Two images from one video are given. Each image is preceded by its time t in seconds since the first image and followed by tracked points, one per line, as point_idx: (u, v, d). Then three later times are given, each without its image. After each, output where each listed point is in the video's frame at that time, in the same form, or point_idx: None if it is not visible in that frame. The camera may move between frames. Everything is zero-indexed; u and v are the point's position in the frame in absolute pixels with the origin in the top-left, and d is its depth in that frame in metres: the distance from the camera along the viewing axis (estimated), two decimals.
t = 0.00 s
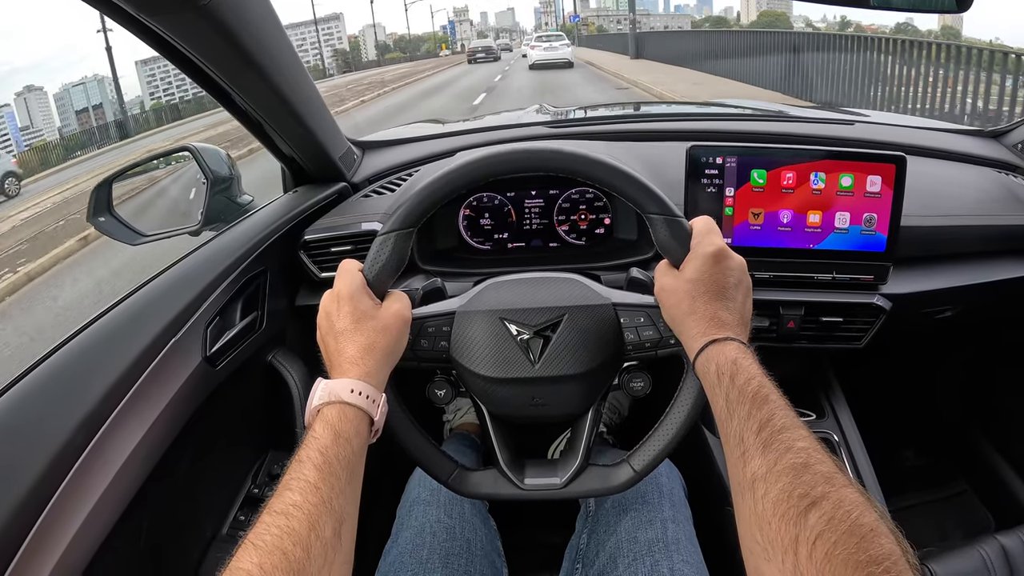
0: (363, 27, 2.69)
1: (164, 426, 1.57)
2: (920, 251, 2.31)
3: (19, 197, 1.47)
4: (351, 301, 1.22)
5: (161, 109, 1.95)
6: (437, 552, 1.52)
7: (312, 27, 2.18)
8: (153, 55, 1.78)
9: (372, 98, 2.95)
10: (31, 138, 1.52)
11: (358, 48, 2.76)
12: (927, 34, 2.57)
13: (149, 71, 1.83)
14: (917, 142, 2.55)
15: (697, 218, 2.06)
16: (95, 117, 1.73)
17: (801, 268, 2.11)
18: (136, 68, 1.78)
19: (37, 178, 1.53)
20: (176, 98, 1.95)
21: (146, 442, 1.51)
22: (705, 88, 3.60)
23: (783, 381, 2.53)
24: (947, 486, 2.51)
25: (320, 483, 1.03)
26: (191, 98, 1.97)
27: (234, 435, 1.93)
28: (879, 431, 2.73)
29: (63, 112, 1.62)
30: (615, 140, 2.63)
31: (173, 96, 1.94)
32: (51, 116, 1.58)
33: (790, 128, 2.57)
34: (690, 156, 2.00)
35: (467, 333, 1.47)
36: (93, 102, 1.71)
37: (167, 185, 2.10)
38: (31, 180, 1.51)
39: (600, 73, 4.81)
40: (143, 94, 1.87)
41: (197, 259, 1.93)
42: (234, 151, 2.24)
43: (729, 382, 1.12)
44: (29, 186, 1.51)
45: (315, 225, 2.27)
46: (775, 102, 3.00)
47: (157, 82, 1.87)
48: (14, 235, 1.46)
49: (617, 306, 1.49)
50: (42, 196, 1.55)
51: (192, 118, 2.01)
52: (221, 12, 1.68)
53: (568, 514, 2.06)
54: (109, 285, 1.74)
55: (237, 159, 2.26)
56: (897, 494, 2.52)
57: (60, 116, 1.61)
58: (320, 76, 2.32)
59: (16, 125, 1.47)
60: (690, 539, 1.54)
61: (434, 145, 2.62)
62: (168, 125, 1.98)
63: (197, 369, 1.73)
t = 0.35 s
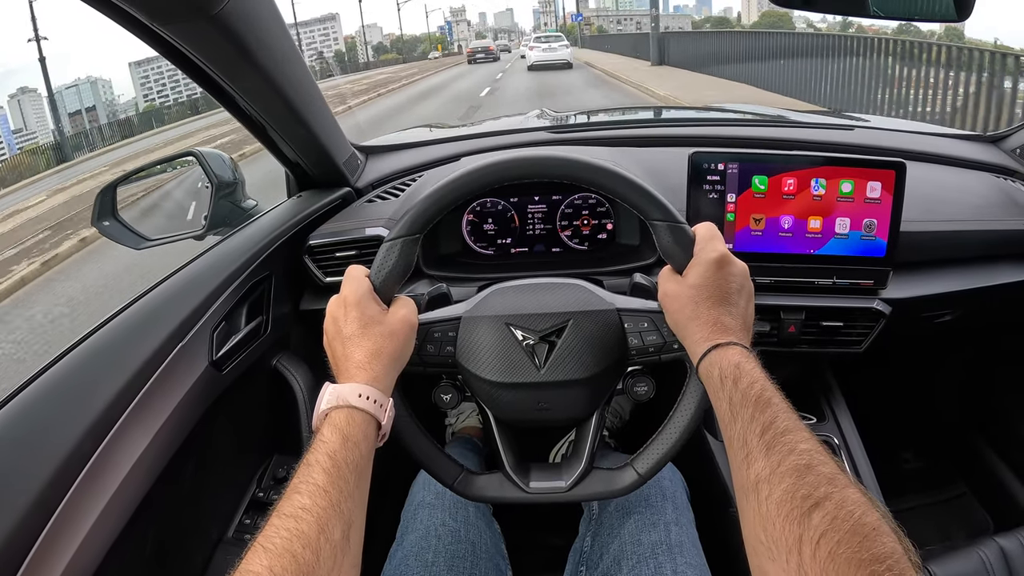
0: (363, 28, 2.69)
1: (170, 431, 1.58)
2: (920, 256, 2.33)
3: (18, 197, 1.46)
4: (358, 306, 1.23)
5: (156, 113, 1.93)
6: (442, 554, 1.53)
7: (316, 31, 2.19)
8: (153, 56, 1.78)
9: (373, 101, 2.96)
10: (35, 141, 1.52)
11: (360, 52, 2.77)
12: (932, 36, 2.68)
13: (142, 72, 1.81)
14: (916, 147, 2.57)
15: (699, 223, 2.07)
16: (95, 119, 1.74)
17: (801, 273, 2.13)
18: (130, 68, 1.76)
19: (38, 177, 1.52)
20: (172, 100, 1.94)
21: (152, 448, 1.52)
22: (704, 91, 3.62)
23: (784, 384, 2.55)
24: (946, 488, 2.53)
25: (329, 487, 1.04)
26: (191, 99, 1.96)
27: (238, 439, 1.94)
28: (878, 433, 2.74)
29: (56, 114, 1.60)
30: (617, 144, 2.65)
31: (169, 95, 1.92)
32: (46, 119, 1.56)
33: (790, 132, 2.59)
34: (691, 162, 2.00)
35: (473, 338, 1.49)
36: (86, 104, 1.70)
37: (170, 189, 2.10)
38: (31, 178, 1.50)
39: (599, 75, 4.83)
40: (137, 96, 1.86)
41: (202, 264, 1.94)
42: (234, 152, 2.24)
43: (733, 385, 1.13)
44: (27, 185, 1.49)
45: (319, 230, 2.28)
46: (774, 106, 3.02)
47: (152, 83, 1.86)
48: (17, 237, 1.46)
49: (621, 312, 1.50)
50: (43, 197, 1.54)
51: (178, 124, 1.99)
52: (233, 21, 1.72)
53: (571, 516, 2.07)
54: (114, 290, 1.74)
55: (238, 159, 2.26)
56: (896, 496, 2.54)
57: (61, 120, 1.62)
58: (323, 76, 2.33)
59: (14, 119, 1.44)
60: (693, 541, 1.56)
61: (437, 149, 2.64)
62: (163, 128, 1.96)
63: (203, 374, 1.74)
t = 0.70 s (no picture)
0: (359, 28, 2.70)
1: (169, 431, 1.59)
2: (916, 256, 2.34)
3: (18, 198, 1.45)
4: (355, 306, 1.24)
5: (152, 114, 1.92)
6: (439, 553, 1.54)
7: (314, 31, 2.19)
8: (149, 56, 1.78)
9: (371, 102, 2.97)
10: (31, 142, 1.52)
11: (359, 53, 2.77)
12: (934, 37, 2.65)
13: (137, 75, 1.80)
14: (913, 148, 2.58)
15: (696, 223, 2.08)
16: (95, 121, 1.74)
17: (797, 273, 2.14)
18: (124, 70, 1.75)
19: (35, 180, 1.51)
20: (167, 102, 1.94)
21: (151, 448, 1.52)
22: (703, 93, 3.63)
23: (781, 384, 2.56)
24: (943, 487, 2.54)
25: (327, 486, 1.05)
26: (193, 101, 1.97)
27: (237, 438, 1.94)
28: (875, 433, 2.75)
29: (50, 118, 1.59)
30: (615, 145, 2.65)
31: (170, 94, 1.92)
32: (38, 121, 1.55)
33: (788, 133, 2.59)
34: (688, 163, 2.01)
35: (469, 338, 1.50)
36: (80, 106, 1.67)
37: (169, 189, 2.10)
38: (29, 180, 1.49)
39: (597, 75, 4.83)
40: (131, 99, 1.85)
41: (200, 264, 1.95)
42: (232, 153, 2.26)
43: (727, 385, 1.14)
44: (25, 186, 1.48)
45: (317, 230, 2.29)
46: (772, 107, 3.03)
47: (145, 86, 1.85)
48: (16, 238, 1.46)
49: (616, 311, 1.51)
50: (42, 198, 1.54)
51: (175, 126, 1.99)
52: (231, 24, 1.73)
53: (568, 516, 2.08)
54: (113, 290, 1.75)
55: (236, 161, 2.27)
56: (893, 496, 2.54)
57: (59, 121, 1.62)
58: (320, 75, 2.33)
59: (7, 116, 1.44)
60: (689, 540, 1.57)
61: (435, 150, 2.64)
62: (164, 127, 1.97)
63: (201, 374, 1.74)
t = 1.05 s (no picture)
0: (354, 31, 2.68)
1: (168, 433, 1.57)
2: (919, 256, 2.32)
3: (16, 198, 1.44)
4: (356, 308, 1.23)
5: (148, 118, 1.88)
6: (441, 556, 1.53)
7: (314, 31, 2.18)
8: (143, 57, 1.75)
9: (370, 103, 2.95)
10: (33, 143, 1.51)
11: (355, 54, 2.76)
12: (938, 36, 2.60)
13: (131, 77, 1.77)
14: (915, 149, 2.57)
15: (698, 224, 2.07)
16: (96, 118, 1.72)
17: (801, 274, 2.13)
18: (118, 72, 1.72)
19: (25, 184, 1.47)
20: (160, 106, 1.90)
21: (150, 451, 1.51)
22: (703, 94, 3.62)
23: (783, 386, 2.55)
24: (947, 488, 2.52)
25: (328, 490, 1.03)
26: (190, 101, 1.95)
27: (236, 441, 1.93)
28: (877, 434, 2.74)
29: (44, 120, 1.54)
30: (616, 146, 2.64)
31: (171, 95, 1.90)
32: (33, 125, 1.51)
33: (790, 134, 2.58)
34: (690, 163, 2.00)
35: (471, 340, 1.48)
36: (73, 109, 1.63)
37: (168, 190, 2.07)
38: (20, 184, 1.45)
39: (597, 77, 4.82)
40: (126, 101, 1.81)
41: (200, 265, 1.94)
42: (232, 154, 2.24)
43: (733, 386, 1.13)
44: (15, 192, 1.44)
45: (317, 231, 2.28)
46: (773, 108, 3.02)
47: (140, 88, 1.82)
48: (12, 241, 1.43)
49: (620, 312, 1.49)
50: (37, 201, 1.51)
51: (166, 130, 1.95)
52: (231, 22, 1.72)
53: (570, 518, 2.07)
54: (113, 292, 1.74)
55: (237, 162, 2.26)
56: (897, 497, 2.53)
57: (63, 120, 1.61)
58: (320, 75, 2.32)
59: (13, 119, 1.43)
60: (693, 542, 1.55)
61: (435, 151, 2.63)
62: (158, 131, 1.93)
63: (200, 376, 1.73)
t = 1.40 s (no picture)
0: (351, 30, 2.67)
1: (173, 434, 1.59)
2: (917, 258, 2.34)
3: (18, 198, 1.45)
4: (359, 313, 1.25)
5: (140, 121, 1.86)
6: (443, 557, 1.55)
7: (315, 34, 2.19)
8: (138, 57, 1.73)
9: (370, 104, 2.97)
10: (38, 145, 1.53)
11: (355, 56, 2.77)
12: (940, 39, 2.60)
13: (126, 78, 1.75)
14: (913, 152, 2.59)
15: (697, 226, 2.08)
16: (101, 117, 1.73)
17: (799, 277, 2.15)
18: (112, 74, 1.70)
19: (29, 185, 1.48)
20: (154, 107, 1.88)
21: (155, 452, 1.53)
22: (702, 95, 3.63)
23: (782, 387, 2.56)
24: (944, 489, 2.54)
25: (333, 492, 1.05)
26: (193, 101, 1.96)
27: (239, 443, 1.94)
28: (875, 435, 2.75)
29: (37, 125, 1.53)
30: (616, 148, 2.66)
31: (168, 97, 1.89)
32: (25, 124, 1.49)
33: (789, 137, 2.60)
34: (690, 166, 2.02)
35: (474, 343, 1.50)
36: (66, 111, 1.61)
37: (170, 192, 2.10)
38: (24, 183, 1.47)
39: (596, 78, 4.83)
40: (119, 103, 1.78)
41: (203, 268, 1.95)
42: (233, 155, 2.25)
43: (731, 387, 1.15)
44: (20, 190, 1.46)
45: (319, 234, 2.30)
46: (772, 110, 3.03)
47: (134, 90, 1.79)
48: (15, 241, 1.45)
49: (620, 315, 1.51)
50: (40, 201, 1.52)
51: (160, 131, 1.94)
52: (237, 30, 1.75)
53: (570, 519, 2.08)
54: (117, 295, 1.75)
55: (237, 162, 2.27)
56: (895, 498, 2.54)
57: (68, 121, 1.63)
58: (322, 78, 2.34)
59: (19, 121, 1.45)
60: (693, 542, 1.57)
61: (436, 153, 2.65)
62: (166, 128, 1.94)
63: (204, 378, 1.75)
